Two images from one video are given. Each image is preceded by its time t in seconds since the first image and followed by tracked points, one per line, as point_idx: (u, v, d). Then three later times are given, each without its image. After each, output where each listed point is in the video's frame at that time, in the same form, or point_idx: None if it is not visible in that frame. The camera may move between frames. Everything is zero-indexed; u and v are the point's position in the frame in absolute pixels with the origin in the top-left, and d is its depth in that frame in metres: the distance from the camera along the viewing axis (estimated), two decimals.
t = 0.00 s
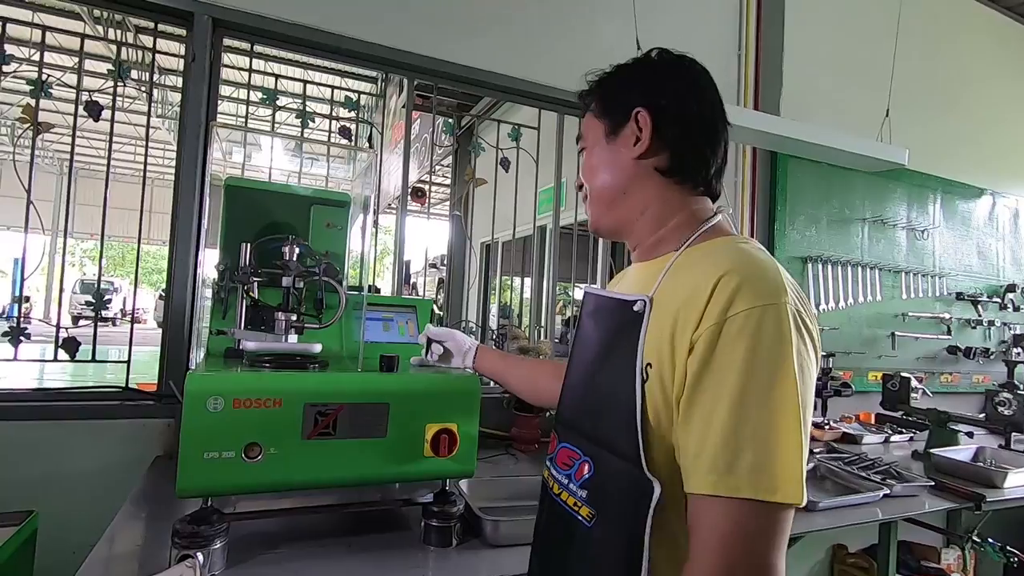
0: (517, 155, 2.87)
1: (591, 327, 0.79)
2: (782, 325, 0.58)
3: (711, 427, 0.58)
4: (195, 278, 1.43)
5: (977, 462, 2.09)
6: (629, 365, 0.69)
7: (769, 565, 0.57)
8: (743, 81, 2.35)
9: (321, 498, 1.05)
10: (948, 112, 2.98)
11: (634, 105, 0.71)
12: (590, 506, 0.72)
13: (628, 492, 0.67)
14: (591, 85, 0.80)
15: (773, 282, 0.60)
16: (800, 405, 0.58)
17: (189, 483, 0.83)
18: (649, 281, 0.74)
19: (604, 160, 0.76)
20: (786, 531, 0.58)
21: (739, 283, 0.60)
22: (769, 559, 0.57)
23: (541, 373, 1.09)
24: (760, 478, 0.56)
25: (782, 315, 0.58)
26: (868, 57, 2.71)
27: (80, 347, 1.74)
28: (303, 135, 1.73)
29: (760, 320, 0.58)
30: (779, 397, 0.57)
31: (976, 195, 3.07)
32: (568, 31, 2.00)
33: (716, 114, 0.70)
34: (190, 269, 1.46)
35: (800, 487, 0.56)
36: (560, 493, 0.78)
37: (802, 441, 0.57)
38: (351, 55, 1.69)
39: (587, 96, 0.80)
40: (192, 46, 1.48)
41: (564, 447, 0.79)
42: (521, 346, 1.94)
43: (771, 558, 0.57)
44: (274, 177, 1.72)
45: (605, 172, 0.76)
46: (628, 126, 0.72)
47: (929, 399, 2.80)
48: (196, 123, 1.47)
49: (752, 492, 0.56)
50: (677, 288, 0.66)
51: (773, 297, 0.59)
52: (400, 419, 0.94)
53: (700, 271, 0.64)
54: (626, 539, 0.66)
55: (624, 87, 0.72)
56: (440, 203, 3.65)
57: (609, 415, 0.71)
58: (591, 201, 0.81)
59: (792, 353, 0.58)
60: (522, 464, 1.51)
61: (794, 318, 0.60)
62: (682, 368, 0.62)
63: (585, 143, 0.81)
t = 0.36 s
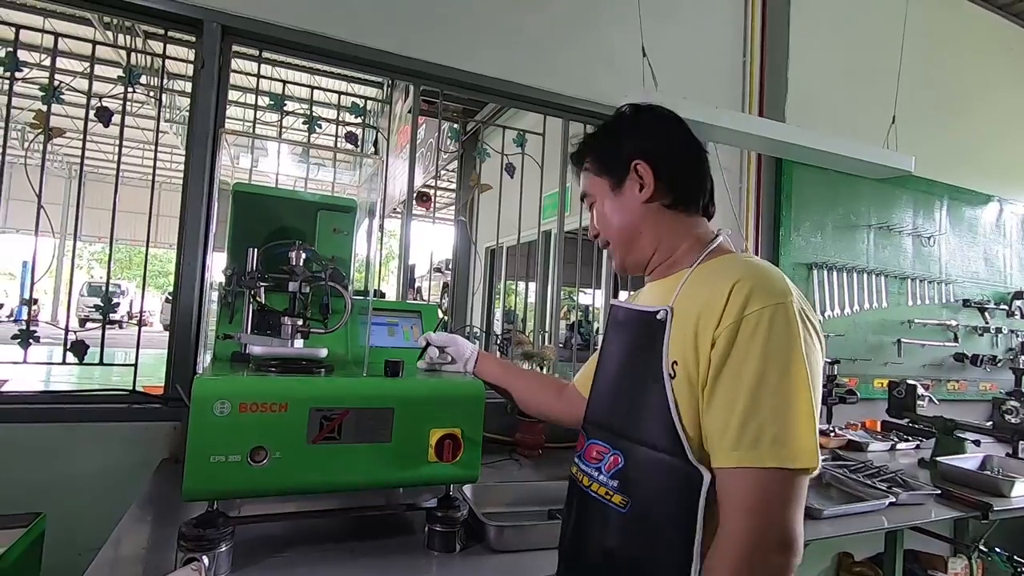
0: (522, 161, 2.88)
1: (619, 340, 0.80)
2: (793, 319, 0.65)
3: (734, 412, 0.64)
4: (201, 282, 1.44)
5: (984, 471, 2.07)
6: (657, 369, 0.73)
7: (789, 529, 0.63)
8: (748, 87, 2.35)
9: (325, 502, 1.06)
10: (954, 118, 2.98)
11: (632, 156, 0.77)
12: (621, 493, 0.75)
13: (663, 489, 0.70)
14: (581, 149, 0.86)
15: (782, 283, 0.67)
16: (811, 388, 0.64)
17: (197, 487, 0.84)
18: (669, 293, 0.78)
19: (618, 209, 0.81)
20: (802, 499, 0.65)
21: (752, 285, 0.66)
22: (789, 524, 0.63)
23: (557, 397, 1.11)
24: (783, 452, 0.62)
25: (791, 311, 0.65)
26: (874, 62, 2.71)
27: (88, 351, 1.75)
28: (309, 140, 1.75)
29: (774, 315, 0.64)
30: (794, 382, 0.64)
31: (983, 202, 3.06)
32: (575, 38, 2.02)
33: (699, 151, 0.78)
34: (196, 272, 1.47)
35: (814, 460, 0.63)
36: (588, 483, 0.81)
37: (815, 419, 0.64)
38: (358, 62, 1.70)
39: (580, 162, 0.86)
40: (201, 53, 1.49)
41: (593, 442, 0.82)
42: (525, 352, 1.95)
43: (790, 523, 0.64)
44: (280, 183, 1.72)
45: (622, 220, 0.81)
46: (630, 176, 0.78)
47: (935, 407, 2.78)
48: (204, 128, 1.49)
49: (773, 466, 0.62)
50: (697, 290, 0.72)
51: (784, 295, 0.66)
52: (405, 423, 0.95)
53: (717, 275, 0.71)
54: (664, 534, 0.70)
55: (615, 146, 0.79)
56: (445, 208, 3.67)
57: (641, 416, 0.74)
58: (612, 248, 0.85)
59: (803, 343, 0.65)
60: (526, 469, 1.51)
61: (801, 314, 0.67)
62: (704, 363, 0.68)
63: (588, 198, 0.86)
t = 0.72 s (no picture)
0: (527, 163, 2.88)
1: (618, 342, 0.82)
2: (783, 292, 0.69)
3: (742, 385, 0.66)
4: (207, 284, 1.45)
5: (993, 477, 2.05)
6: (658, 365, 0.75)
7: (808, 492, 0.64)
8: (754, 90, 2.35)
9: (328, 504, 1.06)
10: (963, 120, 2.96)
11: (611, 170, 0.80)
12: (639, 488, 0.74)
13: (670, 485, 0.71)
14: (557, 172, 0.88)
15: (766, 264, 0.71)
16: (811, 354, 0.67)
17: (202, 486, 0.84)
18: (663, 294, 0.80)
19: (600, 222, 0.82)
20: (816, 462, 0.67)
21: (742, 267, 0.70)
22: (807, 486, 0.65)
23: (557, 422, 1.11)
24: (793, 415, 0.64)
25: (780, 286, 0.69)
26: (882, 65, 2.70)
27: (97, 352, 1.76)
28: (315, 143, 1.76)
29: (767, 290, 0.68)
30: (795, 349, 0.66)
31: (993, 205, 3.04)
32: (581, 42, 2.02)
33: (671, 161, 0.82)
34: (203, 274, 1.48)
35: (824, 419, 0.65)
36: (602, 485, 0.79)
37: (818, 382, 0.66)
38: (364, 65, 1.71)
39: (557, 185, 0.88)
40: (209, 57, 1.51)
41: (602, 443, 0.81)
42: (529, 354, 1.95)
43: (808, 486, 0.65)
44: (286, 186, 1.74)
45: (605, 232, 0.82)
46: (610, 189, 0.80)
47: (944, 412, 2.76)
48: (212, 131, 1.50)
49: (788, 430, 0.64)
50: (693, 281, 0.75)
51: (770, 273, 0.70)
52: (408, 424, 0.95)
53: (709, 264, 0.74)
54: (674, 534, 0.71)
55: (592, 164, 0.82)
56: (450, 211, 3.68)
57: (645, 413, 0.75)
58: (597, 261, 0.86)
59: (796, 313, 0.69)
60: (530, 471, 1.51)
61: (789, 289, 0.71)
62: (706, 346, 0.71)
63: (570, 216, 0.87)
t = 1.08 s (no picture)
0: (533, 164, 2.88)
1: (612, 339, 0.81)
2: (785, 291, 0.67)
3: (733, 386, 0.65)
4: (212, 285, 1.46)
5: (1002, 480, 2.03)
6: (652, 361, 0.74)
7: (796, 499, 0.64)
8: (761, 89, 2.34)
9: (331, 503, 1.07)
10: (973, 120, 2.93)
11: (624, 156, 0.80)
12: (625, 491, 0.75)
13: (665, 484, 0.71)
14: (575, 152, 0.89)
15: (771, 261, 0.69)
16: (809, 357, 0.66)
17: (204, 485, 0.85)
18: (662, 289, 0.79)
19: (609, 208, 0.82)
20: (808, 469, 0.65)
21: (743, 263, 0.68)
22: (797, 493, 0.64)
23: (560, 416, 1.10)
24: (785, 420, 0.63)
25: (782, 283, 0.67)
26: (890, 64, 2.68)
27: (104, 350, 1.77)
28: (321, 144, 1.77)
29: (767, 288, 0.66)
30: (791, 352, 0.65)
31: (1003, 205, 3.01)
32: (586, 42, 2.02)
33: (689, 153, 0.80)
34: (209, 273, 1.49)
35: (817, 428, 0.63)
36: (590, 485, 0.80)
37: (815, 386, 0.65)
38: (369, 66, 1.72)
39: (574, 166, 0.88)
40: (216, 58, 1.52)
41: (593, 443, 0.81)
42: (534, 355, 1.95)
43: (797, 493, 0.64)
44: (292, 186, 1.75)
45: (613, 218, 0.82)
46: (621, 174, 0.80)
47: (953, 414, 2.73)
48: (218, 132, 1.51)
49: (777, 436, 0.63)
50: (691, 274, 0.73)
51: (773, 270, 0.68)
52: (409, 423, 0.95)
53: (709, 258, 0.73)
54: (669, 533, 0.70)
55: (608, 146, 0.82)
56: (456, 211, 3.68)
57: (641, 413, 0.75)
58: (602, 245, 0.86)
59: (797, 313, 0.67)
60: (533, 472, 1.51)
61: (792, 287, 0.69)
62: (702, 342, 0.69)
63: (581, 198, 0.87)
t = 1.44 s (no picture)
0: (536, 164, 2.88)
1: (620, 339, 0.80)
2: (815, 332, 0.60)
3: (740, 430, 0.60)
4: (214, 285, 1.46)
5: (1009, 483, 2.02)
6: (659, 372, 0.72)
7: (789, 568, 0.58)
8: (764, 89, 2.33)
9: (332, 502, 1.07)
10: (979, 119, 2.91)
11: (677, 131, 0.74)
12: (624, 509, 0.74)
13: (664, 487, 0.69)
14: (619, 116, 0.82)
15: (806, 296, 0.62)
16: (828, 413, 0.59)
17: (203, 485, 0.85)
18: (676, 293, 0.77)
19: (650, 182, 0.77)
20: (807, 537, 0.60)
21: (772, 294, 0.62)
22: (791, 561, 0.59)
23: (563, 392, 1.09)
24: (786, 480, 0.58)
25: (813, 325, 0.61)
26: (895, 63, 2.66)
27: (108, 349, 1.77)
28: (323, 144, 1.77)
29: (792, 328, 0.60)
30: (812, 402, 0.59)
31: (1010, 205, 2.99)
32: (589, 41, 2.01)
33: (746, 143, 0.75)
34: (211, 273, 1.50)
35: (824, 491, 0.58)
36: (588, 497, 0.79)
37: (829, 446, 0.59)
38: (371, 66, 1.72)
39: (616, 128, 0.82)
40: (217, 58, 1.52)
41: (592, 454, 0.80)
42: (536, 354, 1.95)
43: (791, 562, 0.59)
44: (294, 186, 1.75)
45: (653, 196, 0.78)
46: (669, 152, 0.75)
47: (959, 415, 2.71)
48: (220, 134, 1.52)
49: (779, 493, 0.58)
50: (713, 294, 0.68)
51: (805, 307, 0.61)
52: (409, 424, 0.95)
53: (735, 280, 0.67)
54: (669, 540, 0.68)
55: (660, 117, 0.76)
56: (459, 210, 3.69)
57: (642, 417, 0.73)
58: (629, 223, 0.82)
59: (823, 361, 0.60)
60: (535, 472, 1.51)
61: (826, 329, 0.62)
62: (715, 373, 0.64)
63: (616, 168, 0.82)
